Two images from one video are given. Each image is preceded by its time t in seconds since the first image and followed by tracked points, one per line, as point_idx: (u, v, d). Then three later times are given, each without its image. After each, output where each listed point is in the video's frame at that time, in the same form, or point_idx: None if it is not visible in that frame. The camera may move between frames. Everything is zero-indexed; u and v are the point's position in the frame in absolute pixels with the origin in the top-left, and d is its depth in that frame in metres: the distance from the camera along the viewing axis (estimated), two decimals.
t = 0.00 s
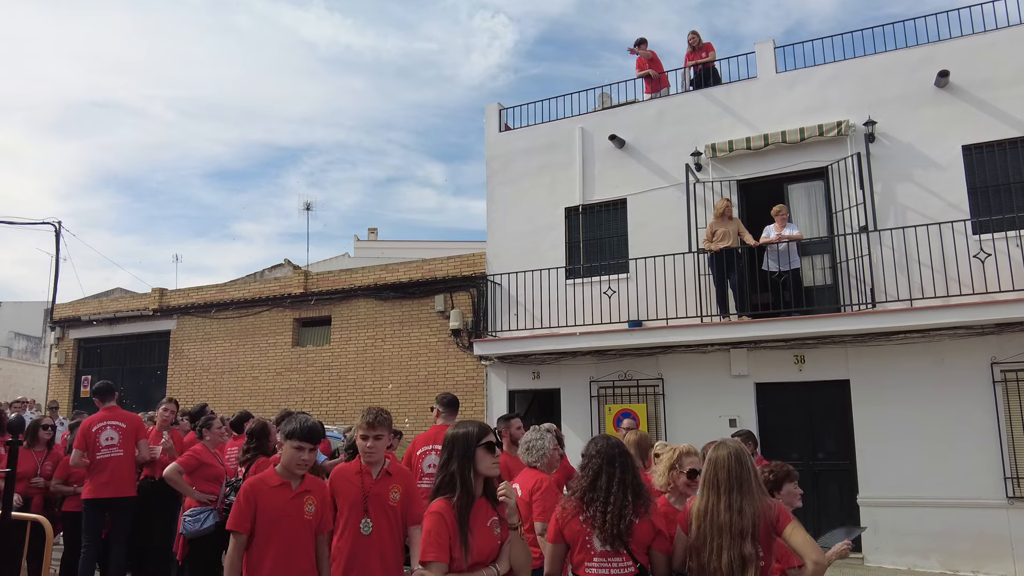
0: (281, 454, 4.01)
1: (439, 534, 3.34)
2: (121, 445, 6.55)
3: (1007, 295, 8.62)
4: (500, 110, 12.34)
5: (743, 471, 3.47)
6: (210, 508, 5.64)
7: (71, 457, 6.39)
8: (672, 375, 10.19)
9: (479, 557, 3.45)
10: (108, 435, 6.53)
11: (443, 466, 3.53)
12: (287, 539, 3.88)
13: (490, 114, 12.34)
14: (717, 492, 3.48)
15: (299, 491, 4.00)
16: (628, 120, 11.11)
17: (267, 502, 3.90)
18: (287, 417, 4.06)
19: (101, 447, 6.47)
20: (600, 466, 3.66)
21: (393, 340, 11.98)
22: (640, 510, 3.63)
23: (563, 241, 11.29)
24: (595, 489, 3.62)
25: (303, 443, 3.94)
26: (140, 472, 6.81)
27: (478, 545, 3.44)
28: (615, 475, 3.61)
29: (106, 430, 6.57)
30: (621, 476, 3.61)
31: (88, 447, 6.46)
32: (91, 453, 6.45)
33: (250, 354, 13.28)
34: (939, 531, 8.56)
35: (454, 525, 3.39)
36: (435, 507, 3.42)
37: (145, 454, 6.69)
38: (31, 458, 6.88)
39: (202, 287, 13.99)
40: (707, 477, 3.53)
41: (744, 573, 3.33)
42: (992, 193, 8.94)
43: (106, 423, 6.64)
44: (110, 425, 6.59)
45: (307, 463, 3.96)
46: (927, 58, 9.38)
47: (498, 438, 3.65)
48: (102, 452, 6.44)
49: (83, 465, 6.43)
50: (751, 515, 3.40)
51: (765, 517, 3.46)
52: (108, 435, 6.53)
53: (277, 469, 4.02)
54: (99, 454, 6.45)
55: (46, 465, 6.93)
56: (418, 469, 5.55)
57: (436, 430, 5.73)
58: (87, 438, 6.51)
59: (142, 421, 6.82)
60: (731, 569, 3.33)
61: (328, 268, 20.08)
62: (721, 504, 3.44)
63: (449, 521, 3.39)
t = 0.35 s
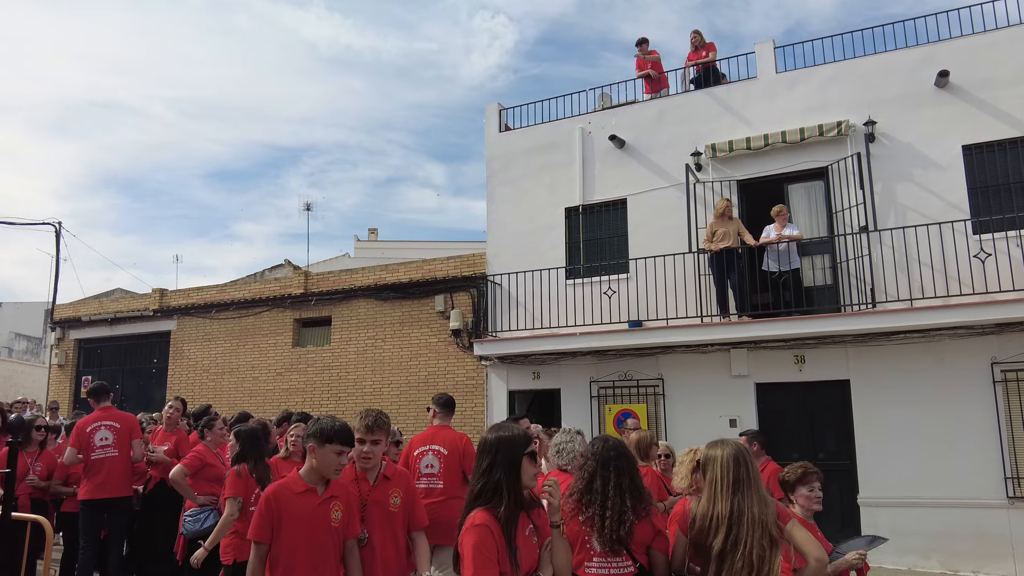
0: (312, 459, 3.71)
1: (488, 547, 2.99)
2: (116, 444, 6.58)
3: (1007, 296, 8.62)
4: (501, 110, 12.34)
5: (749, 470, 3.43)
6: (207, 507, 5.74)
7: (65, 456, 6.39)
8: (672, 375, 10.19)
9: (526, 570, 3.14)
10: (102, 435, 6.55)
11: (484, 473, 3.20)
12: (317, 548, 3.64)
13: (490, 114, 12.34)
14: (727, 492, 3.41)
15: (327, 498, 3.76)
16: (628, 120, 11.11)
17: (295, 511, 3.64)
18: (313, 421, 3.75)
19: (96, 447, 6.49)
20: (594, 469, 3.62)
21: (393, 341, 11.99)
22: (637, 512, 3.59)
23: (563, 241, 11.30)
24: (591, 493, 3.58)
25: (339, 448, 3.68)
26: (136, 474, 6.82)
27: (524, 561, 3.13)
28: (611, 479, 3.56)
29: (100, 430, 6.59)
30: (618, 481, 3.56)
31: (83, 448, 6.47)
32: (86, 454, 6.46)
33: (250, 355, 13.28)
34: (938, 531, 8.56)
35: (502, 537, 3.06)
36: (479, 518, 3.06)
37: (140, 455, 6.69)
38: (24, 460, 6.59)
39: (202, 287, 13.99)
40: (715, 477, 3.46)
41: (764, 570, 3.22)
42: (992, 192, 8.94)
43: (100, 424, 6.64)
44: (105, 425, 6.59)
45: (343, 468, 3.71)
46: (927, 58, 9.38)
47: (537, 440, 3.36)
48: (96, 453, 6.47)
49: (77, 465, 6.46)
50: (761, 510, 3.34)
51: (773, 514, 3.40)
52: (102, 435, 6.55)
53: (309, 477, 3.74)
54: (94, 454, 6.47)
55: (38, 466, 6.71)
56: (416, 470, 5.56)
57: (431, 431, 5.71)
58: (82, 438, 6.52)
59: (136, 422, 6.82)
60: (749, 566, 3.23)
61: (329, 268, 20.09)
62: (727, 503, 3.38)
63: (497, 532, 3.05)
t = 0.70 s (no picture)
0: (334, 463, 3.56)
1: (550, 560, 2.62)
2: (111, 444, 6.59)
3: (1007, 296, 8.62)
4: (501, 110, 12.35)
5: (747, 469, 3.41)
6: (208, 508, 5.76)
7: (61, 457, 6.45)
8: (673, 375, 10.19)
9: None
10: (97, 435, 6.58)
11: (533, 475, 2.82)
12: (346, 560, 3.52)
13: (490, 114, 12.34)
14: (729, 491, 3.38)
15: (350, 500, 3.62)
16: (628, 121, 11.11)
17: (320, 522, 3.48)
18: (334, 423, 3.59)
19: (91, 447, 6.52)
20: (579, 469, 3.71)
21: (393, 341, 11.99)
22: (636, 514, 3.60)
23: (563, 241, 11.30)
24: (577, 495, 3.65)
25: (364, 447, 3.57)
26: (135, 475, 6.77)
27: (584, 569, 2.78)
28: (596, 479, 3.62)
29: (96, 430, 6.62)
30: (599, 484, 3.61)
31: (78, 449, 6.50)
32: (81, 454, 6.50)
33: (251, 355, 13.29)
34: (938, 531, 8.56)
35: (562, 546, 2.70)
36: (535, 528, 2.69)
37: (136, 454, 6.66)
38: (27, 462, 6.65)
39: (202, 287, 13.99)
40: (711, 478, 3.45)
41: (769, 570, 3.22)
42: (992, 192, 8.94)
43: (95, 424, 6.67)
44: (100, 425, 6.61)
45: (367, 468, 3.59)
46: (927, 58, 9.38)
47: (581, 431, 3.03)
48: (92, 453, 6.50)
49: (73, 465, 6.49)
50: (764, 509, 3.32)
51: (775, 513, 3.38)
52: (97, 436, 6.58)
53: (330, 477, 3.56)
54: (89, 455, 6.49)
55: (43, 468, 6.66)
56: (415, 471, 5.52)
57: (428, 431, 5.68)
58: (77, 439, 6.55)
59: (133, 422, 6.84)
60: (754, 568, 3.22)
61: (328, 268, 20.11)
62: (729, 504, 3.35)
63: (557, 539, 2.69)
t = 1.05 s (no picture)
0: (384, 469, 3.26)
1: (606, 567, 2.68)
2: (109, 444, 6.61)
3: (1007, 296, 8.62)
4: (501, 110, 12.35)
5: (749, 469, 3.41)
6: (208, 508, 5.80)
7: (60, 458, 6.45)
8: (673, 375, 10.20)
9: None
10: (95, 436, 6.58)
11: (592, 479, 2.89)
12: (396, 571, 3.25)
13: (491, 114, 12.35)
14: (731, 490, 3.37)
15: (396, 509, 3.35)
16: (628, 121, 11.11)
17: (370, 531, 3.20)
18: (380, 428, 3.30)
19: (89, 448, 6.53)
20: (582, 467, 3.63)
21: (394, 341, 12.00)
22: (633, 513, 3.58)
23: (563, 241, 11.30)
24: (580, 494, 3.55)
25: (414, 452, 3.31)
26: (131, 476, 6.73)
27: None
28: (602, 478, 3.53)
29: (94, 430, 6.61)
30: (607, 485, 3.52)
31: (76, 449, 6.51)
32: (80, 455, 6.50)
33: (251, 355, 13.30)
34: (938, 531, 8.57)
35: (616, 555, 2.75)
36: (591, 534, 2.75)
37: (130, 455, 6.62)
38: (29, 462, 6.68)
39: (203, 288, 13.99)
40: (712, 478, 3.45)
41: (768, 570, 3.23)
42: (992, 193, 8.94)
43: (95, 423, 6.68)
44: (98, 425, 6.61)
45: (418, 476, 3.33)
46: (928, 58, 9.38)
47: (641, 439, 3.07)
48: (90, 453, 6.51)
49: (72, 465, 6.50)
50: (764, 509, 3.32)
51: (775, 513, 3.38)
52: (96, 436, 6.59)
53: (378, 485, 3.27)
54: (88, 455, 6.50)
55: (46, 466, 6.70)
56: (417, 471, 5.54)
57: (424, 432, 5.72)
58: (76, 439, 6.57)
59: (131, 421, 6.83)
60: (753, 567, 3.23)
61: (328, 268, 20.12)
62: (730, 504, 3.35)
63: (611, 546, 2.75)
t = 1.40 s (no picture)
0: (437, 465, 3.24)
1: None
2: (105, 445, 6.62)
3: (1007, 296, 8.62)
4: (501, 110, 12.35)
5: (752, 470, 3.40)
6: (206, 508, 5.80)
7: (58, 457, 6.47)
8: (673, 375, 10.20)
9: None
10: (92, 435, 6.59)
11: (669, 485, 2.77)
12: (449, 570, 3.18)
13: (491, 114, 12.35)
14: (732, 490, 3.37)
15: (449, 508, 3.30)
16: (628, 121, 11.11)
17: (424, 528, 3.14)
18: (434, 423, 3.29)
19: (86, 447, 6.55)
20: (583, 466, 3.65)
21: (394, 340, 12.00)
22: (632, 509, 3.60)
23: (563, 241, 11.30)
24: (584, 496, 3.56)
25: (467, 448, 3.30)
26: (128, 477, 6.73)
27: None
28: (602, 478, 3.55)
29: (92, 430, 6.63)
30: (608, 488, 3.53)
31: (73, 448, 6.53)
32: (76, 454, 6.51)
33: (251, 355, 13.31)
34: (938, 531, 8.57)
35: (697, 563, 2.64)
36: (670, 543, 2.64)
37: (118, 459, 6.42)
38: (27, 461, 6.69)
39: (203, 288, 13.99)
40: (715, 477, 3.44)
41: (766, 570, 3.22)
42: (992, 193, 8.94)
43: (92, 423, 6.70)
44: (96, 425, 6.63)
45: (471, 473, 3.31)
46: (928, 58, 9.38)
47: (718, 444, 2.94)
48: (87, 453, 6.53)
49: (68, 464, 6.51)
50: (764, 508, 3.32)
51: (775, 514, 3.38)
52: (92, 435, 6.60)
53: (432, 481, 3.24)
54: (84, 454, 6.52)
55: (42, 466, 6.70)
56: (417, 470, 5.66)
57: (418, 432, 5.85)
58: (75, 438, 6.59)
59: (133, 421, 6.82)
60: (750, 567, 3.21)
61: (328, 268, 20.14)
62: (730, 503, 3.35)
63: (692, 556, 2.63)
